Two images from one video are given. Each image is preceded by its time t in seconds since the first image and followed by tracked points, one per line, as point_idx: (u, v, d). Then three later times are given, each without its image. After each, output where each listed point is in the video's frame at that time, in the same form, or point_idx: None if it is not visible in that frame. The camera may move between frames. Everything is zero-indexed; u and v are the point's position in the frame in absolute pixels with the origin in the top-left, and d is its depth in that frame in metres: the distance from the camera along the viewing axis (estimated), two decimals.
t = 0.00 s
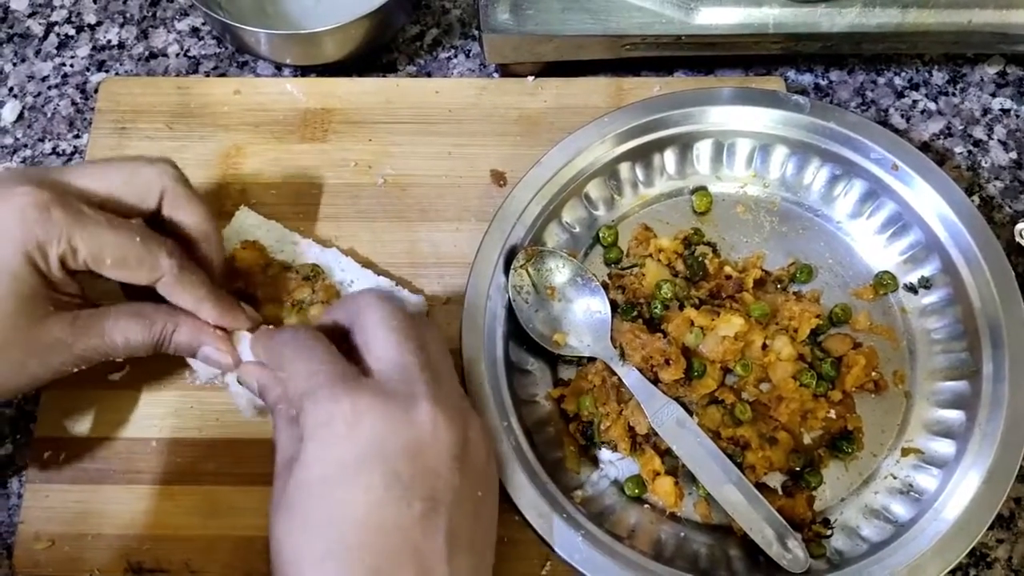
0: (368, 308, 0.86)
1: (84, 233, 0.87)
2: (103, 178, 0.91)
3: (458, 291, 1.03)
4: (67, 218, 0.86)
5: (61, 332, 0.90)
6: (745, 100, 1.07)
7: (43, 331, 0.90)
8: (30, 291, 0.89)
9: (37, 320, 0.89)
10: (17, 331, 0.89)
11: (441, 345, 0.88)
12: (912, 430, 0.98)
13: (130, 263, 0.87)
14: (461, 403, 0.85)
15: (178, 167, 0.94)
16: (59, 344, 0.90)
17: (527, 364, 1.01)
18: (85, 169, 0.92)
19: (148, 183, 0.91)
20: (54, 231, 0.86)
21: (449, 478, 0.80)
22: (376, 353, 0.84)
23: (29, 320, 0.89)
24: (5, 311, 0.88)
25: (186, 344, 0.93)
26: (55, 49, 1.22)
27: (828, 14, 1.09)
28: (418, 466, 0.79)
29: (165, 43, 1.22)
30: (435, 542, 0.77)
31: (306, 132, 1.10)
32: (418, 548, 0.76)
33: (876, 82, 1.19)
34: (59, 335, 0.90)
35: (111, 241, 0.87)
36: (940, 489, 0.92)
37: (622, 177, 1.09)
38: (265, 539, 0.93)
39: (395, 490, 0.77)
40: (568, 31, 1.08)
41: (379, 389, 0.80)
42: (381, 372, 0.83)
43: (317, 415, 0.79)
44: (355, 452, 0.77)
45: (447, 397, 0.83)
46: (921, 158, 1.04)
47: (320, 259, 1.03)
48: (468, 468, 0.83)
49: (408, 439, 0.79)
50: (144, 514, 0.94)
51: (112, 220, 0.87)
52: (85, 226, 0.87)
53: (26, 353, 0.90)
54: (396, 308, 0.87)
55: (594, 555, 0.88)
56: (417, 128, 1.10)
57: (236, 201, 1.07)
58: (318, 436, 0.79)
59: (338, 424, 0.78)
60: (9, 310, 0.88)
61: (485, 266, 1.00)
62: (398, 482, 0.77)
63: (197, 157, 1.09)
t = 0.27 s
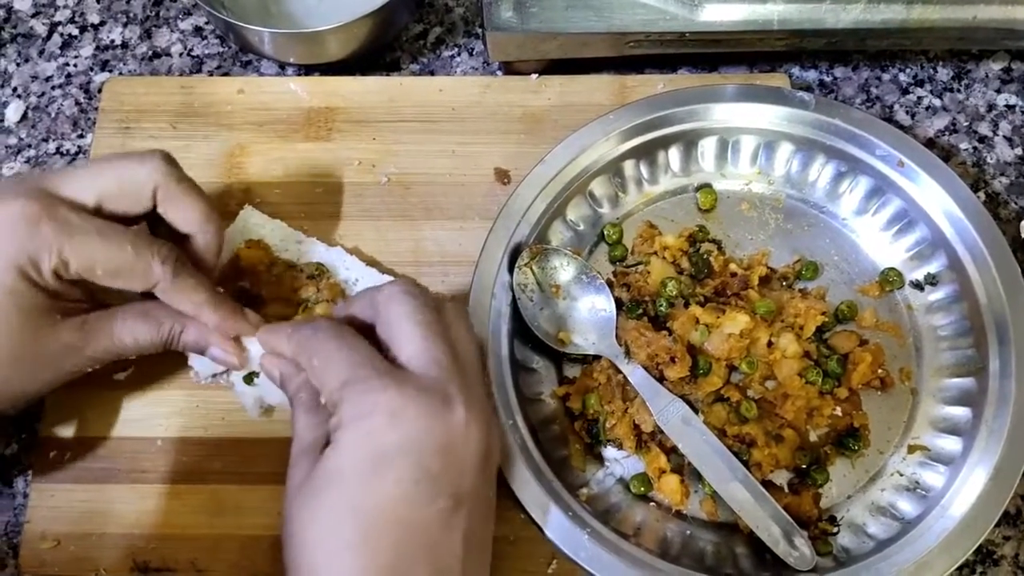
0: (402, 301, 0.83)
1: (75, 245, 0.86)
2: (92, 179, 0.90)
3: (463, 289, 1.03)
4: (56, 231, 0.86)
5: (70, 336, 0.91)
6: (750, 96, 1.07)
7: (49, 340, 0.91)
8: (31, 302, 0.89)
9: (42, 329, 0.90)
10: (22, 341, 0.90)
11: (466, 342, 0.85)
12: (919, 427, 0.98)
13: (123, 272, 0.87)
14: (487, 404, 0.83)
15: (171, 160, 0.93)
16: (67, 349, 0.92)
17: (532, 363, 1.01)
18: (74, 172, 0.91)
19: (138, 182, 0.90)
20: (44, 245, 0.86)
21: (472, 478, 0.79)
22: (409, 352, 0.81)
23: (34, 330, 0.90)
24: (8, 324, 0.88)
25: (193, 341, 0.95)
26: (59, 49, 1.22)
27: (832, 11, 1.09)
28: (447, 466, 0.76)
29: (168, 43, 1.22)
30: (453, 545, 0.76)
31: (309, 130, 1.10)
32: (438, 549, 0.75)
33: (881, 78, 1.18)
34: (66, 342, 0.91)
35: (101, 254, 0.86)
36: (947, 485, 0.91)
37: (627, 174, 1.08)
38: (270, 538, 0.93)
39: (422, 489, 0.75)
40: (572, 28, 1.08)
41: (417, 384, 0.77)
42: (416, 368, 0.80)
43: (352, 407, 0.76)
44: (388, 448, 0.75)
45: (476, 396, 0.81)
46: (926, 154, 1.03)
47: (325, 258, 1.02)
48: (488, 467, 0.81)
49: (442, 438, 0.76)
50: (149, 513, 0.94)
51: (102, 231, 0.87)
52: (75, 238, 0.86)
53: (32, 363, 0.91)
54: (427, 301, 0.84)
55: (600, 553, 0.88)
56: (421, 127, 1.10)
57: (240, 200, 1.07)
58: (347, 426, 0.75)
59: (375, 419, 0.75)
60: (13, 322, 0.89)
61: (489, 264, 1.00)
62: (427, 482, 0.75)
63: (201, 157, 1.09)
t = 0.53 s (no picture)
0: (326, 361, 0.79)
1: (53, 334, 0.80)
2: (60, 255, 0.78)
3: (468, 286, 1.03)
4: (32, 328, 0.80)
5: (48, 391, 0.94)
6: (754, 93, 1.07)
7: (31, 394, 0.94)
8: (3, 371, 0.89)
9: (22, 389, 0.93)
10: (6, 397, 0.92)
11: (408, 392, 0.81)
12: (924, 424, 0.98)
13: (108, 351, 0.83)
14: (431, 456, 0.79)
15: (145, 228, 0.77)
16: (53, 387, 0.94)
17: (537, 360, 1.01)
18: (42, 246, 0.79)
19: (111, 264, 0.77)
20: (21, 341, 0.81)
21: (430, 534, 0.77)
22: (338, 416, 0.77)
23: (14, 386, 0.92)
24: None
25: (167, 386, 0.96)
26: (64, 50, 1.23)
27: (836, 8, 1.09)
28: (394, 538, 0.75)
29: (173, 43, 1.22)
30: None
31: (314, 130, 1.10)
32: None
33: (885, 75, 1.18)
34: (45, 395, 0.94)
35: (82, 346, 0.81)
36: (952, 482, 0.91)
37: (631, 172, 1.09)
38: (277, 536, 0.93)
39: (376, 567, 0.75)
40: (576, 27, 1.08)
41: (340, 462, 0.75)
42: (346, 440, 0.77)
43: (289, 499, 0.76)
44: (330, 533, 0.75)
45: (412, 448, 0.78)
46: (931, 151, 1.03)
47: (330, 257, 1.03)
48: (448, 514, 0.79)
49: (378, 513, 0.75)
50: (156, 512, 0.94)
51: (81, 322, 0.80)
52: (53, 330, 0.80)
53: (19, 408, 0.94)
54: (350, 355, 0.79)
55: (606, 549, 0.88)
56: (425, 126, 1.10)
57: (245, 200, 1.07)
58: (288, 522, 0.76)
59: (309, 510, 0.75)
60: None
61: (494, 263, 1.00)
62: (381, 553, 0.75)
63: (206, 157, 1.09)
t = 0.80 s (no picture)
0: (319, 346, 0.83)
1: (77, 341, 0.85)
2: (85, 274, 0.82)
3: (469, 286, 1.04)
4: (57, 336, 0.84)
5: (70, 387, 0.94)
6: (754, 92, 1.07)
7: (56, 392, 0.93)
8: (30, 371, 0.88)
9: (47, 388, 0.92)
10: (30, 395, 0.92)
11: (397, 378, 0.83)
12: (925, 422, 0.98)
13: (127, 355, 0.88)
14: (421, 435, 0.80)
15: (171, 255, 0.82)
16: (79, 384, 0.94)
17: (538, 360, 1.01)
18: (65, 263, 0.82)
19: (138, 288, 0.82)
20: (47, 347, 0.85)
21: (415, 513, 0.78)
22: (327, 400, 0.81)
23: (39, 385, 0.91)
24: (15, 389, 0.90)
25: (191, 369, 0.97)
26: (65, 51, 1.23)
27: (836, 6, 1.09)
28: (378, 510, 0.77)
29: (174, 44, 1.22)
30: None
31: (315, 130, 1.10)
32: None
33: (885, 73, 1.18)
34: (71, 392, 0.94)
35: (105, 349, 0.86)
36: (953, 480, 0.91)
37: (632, 172, 1.09)
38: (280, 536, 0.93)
39: (362, 536, 0.77)
40: (576, 26, 1.08)
41: (325, 441, 0.78)
42: (335, 417, 0.80)
43: (281, 475, 0.80)
44: (317, 505, 0.78)
45: (399, 429, 0.79)
46: (932, 150, 1.03)
47: (332, 256, 1.03)
48: (438, 495, 0.80)
49: (362, 485, 0.77)
50: (159, 512, 0.95)
51: (104, 330, 0.85)
52: (76, 338, 0.84)
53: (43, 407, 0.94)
54: (339, 344, 0.83)
55: (607, 548, 0.88)
56: (426, 126, 1.10)
57: (247, 200, 1.07)
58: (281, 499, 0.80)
59: (297, 482, 0.78)
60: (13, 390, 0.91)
61: (495, 262, 1.00)
62: (364, 529, 0.77)
63: (207, 157, 1.10)
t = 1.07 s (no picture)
0: (325, 351, 0.82)
1: (73, 332, 0.84)
2: (78, 264, 0.83)
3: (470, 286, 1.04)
4: (51, 328, 0.84)
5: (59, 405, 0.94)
6: (754, 91, 1.07)
7: (45, 405, 0.93)
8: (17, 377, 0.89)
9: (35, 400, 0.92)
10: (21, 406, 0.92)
11: (404, 389, 0.82)
12: (926, 421, 0.98)
13: (125, 348, 0.87)
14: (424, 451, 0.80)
15: (162, 240, 0.84)
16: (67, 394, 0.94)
17: (539, 360, 1.01)
18: (58, 255, 0.83)
19: (132, 274, 0.83)
20: (43, 342, 0.85)
21: (415, 531, 0.79)
22: (334, 410, 0.80)
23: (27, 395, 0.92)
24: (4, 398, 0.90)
25: (182, 411, 0.94)
26: (66, 53, 1.23)
27: (836, 5, 1.09)
28: (380, 527, 0.78)
29: (175, 45, 1.22)
30: None
31: (315, 130, 1.10)
32: None
33: (885, 72, 1.18)
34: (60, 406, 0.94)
35: (101, 341, 0.85)
36: (954, 479, 0.92)
37: (632, 171, 1.09)
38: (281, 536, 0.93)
39: (362, 552, 0.78)
40: (576, 26, 1.08)
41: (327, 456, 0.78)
42: (338, 429, 0.80)
43: (280, 487, 0.80)
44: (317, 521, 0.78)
45: (403, 447, 0.79)
46: (932, 149, 1.03)
47: (333, 256, 1.03)
48: (438, 512, 0.81)
49: (363, 502, 0.77)
50: (160, 512, 0.95)
51: (98, 320, 0.84)
52: (70, 329, 0.84)
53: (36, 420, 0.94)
54: (352, 350, 0.81)
55: (609, 548, 0.88)
56: (426, 126, 1.10)
57: (247, 201, 1.08)
58: (280, 508, 0.80)
59: (296, 497, 0.78)
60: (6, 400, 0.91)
61: (496, 262, 1.00)
62: (365, 545, 0.77)
63: (208, 158, 1.10)
